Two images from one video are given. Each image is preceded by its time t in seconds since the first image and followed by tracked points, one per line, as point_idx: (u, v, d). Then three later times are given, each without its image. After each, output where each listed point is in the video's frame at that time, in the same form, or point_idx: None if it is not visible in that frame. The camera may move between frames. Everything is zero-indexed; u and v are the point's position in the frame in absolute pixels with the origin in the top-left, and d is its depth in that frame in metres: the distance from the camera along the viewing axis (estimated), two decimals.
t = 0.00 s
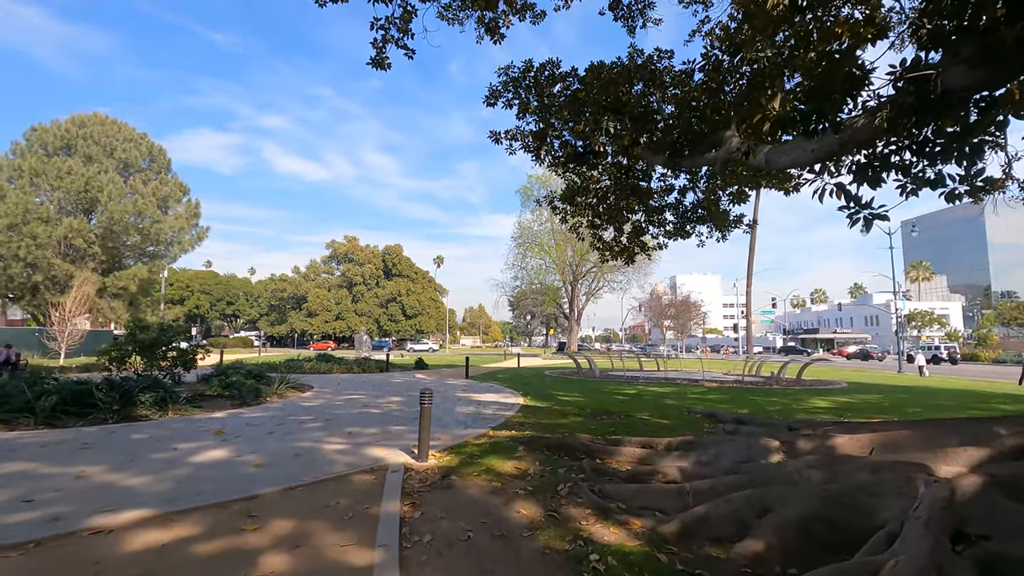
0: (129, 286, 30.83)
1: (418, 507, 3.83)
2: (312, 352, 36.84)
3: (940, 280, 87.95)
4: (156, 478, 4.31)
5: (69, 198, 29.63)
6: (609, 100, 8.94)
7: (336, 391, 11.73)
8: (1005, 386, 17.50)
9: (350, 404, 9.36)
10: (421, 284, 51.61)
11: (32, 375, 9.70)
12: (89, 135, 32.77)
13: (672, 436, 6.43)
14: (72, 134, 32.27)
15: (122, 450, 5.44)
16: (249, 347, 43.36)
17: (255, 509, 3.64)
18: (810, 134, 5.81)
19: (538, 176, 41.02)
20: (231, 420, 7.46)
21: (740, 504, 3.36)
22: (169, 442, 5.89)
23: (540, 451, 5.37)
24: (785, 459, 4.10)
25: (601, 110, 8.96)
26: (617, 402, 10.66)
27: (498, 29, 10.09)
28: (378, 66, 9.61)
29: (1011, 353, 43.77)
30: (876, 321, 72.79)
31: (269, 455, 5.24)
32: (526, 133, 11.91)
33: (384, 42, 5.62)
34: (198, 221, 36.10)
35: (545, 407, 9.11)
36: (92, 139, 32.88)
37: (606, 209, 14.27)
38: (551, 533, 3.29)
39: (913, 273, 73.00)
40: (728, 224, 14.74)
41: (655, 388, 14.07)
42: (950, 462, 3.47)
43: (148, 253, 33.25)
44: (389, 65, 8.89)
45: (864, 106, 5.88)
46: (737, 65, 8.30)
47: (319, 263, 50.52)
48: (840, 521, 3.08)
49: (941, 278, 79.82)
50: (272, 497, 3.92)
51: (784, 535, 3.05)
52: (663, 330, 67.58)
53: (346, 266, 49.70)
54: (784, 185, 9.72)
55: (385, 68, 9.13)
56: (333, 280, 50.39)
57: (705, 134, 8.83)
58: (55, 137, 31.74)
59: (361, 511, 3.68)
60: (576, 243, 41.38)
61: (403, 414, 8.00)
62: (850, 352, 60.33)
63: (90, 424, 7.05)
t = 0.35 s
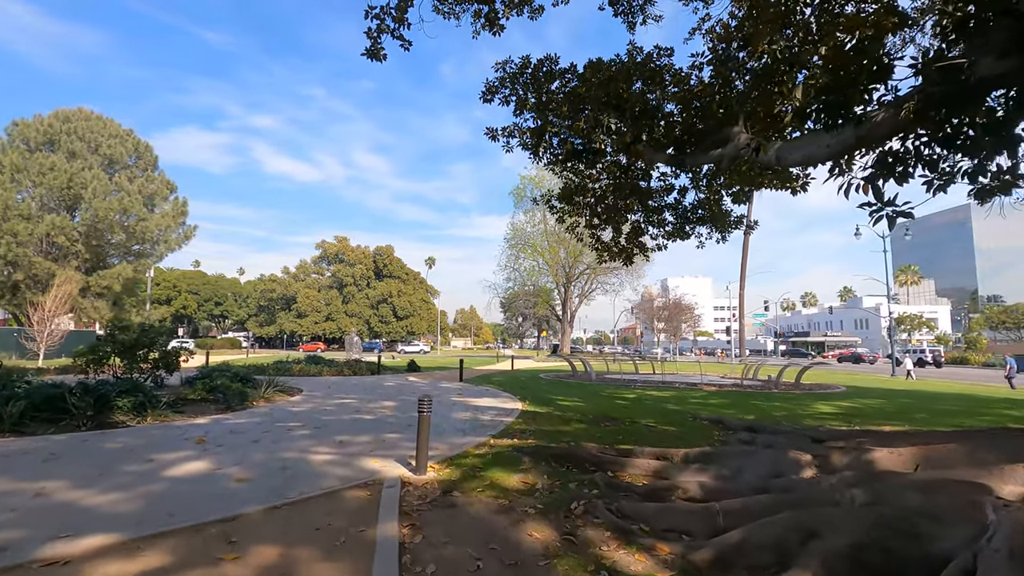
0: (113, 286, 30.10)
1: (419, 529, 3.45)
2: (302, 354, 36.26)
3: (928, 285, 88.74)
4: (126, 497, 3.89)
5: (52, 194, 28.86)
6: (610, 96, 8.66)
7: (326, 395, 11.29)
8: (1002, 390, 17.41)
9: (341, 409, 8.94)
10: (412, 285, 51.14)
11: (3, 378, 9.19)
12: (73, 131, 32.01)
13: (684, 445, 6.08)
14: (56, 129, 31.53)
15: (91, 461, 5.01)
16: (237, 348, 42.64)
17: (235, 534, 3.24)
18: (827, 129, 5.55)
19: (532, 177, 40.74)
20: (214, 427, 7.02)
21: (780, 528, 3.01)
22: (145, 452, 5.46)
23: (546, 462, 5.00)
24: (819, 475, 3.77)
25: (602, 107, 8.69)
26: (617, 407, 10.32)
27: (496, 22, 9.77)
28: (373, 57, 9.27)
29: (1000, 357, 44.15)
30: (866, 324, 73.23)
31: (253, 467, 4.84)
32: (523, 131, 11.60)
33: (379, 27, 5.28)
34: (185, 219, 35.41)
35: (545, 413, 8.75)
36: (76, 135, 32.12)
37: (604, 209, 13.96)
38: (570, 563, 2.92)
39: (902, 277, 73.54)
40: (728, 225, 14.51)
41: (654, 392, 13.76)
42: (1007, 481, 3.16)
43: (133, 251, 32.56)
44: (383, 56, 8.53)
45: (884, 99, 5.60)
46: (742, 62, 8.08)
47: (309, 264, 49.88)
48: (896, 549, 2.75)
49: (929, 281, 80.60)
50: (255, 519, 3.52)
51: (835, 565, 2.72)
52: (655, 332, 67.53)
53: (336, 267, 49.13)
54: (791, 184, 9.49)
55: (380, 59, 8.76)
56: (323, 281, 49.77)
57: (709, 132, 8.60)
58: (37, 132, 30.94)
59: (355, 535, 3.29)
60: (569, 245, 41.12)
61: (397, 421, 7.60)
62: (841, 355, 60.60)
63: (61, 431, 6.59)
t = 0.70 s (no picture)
0: (105, 287, 29.58)
1: (432, 548, 3.13)
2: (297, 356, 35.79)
3: (922, 286, 89.03)
4: (109, 513, 3.54)
5: (42, 194, 28.32)
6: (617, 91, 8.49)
7: (323, 398, 10.93)
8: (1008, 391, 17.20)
9: (339, 414, 8.59)
10: (408, 287, 50.77)
11: None
12: (64, 129, 31.48)
13: (704, 452, 5.77)
14: (46, 127, 31.00)
15: (72, 471, 4.65)
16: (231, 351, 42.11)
17: (229, 556, 2.91)
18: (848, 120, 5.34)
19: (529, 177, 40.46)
20: (206, 433, 6.66)
21: (838, 548, 2.71)
22: (132, 461, 5.10)
23: (563, 471, 4.70)
24: (867, 487, 3.47)
25: (610, 102, 8.50)
26: (624, 410, 10.00)
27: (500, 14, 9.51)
28: (372, 49, 8.92)
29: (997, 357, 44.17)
30: (861, 325, 73.29)
31: (249, 478, 4.49)
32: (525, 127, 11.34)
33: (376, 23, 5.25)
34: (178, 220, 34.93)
35: (552, 417, 8.41)
36: (66, 133, 31.57)
37: (609, 207, 13.68)
38: None
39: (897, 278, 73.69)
40: (733, 224, 14.25)
41: (659, 395, 13.46)
42: None
43: (125, 252, 32.04)
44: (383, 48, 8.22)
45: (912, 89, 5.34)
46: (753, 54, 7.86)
47: (304, 265, 49.41)
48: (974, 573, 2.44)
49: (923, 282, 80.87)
50: (252, 538, 3.18)
51: None
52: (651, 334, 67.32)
53: (332, 268, 48.69)
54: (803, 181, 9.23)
55: (380, 51, 8.43)
56: (318, 282, 49.28)
57: (719, 126, 8.41)
58: (27, 131, 30.37)
59: (363, 557, 2.96)
60: (566, 245, 40.84)
61: (400, 426, 7.25)
62: (838, 356, 60.56)
63: (44, 438, 6.21)
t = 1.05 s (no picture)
0: (99, 288, 29.19)
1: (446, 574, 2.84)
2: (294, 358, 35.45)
3: (920, 288, 89.09)
4: (92, 534, 3.24)
5: (36, 193, 27.94)
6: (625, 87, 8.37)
7: (322, 402, 10.62)
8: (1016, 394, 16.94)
9: (339, 418, 8.28)
10: (406, 288, 50.49)
11: None
12: (58, 128, 31.11)
13: (725, 461, 5.49)
14: (40, 126, 30.61)
15: (54, 483, 4.34)
16: (227, 352, 41.71)
17: None
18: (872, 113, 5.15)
19: (528, 177, 40.23)
20: (199, 441, 6.34)
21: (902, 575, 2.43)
22: (120, 472, 4.80)
23: (581, 482, 4.42)
24: (920, 507, 3.18)
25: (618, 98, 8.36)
26: (632, 414, 9.72)
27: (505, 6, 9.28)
28: (375, 43, 8.63)
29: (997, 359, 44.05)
30: (860, 326, 73.23)
31: (245, 491, 4.20)
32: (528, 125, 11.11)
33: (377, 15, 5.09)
34: (175, 220, 34.58)
35: (560, 421, 8.11)
36: (61, 132, 31.19)
37: (613, 206, 13.44)
38: None
39: (896, 279, 73.68)
40: (741, 223, 13.97)
41: (665, 398, 13.16)
42: None
43: (121, 253, 31.62)
44: (386, 41, 7.95)
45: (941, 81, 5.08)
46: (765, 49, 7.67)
47: (301, 266, 49.07)
48: None
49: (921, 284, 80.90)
50: (247, 562, 2.88)
51: None
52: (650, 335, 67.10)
53: (329, 269, 48.37)
54: (817, 179, 8.97)
55: (383, 44, 8.13)
56: (315, 283, 48.92)
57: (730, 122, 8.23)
58: (21, 130, 29.99)
59: None
60: (566, 246, 40.58)
61: (403, 432, 6.94)
62: (837, 358, 60.46)
63: (27, 446, 5.89)
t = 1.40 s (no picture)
0: (90, 285, 28.64)
1: None
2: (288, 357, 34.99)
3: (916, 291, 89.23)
4: (60, 558, 2.86)
5: (26, 188, 27.38)
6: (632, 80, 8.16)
7: (317, 403, 10.22)
8: None
9: (335, 422, 7.88)
10: (402, 288, 50.07)
11: None
12: (49, 122, 30.52)
13: (749, 472, 5.15)
14: (30, 120, 30.01)
15: (24, 496, 3.94)
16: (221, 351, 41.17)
17: None
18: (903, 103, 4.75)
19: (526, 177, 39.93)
20: (187, 446, 5.93)
21: None
22: (99, 481, 4.41)
23: (602, 495, 4.06)
24: (993, 532, 2.84)
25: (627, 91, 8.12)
26: (641, 418, 9.36)
27: None
28: (374, 30, 8.22)
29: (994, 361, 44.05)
30: (856, 328, 73.25)
31: (235, 505, 3.81)
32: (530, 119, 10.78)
33: None
34: (168, 216, 34.09)
35: (567, 426, 7.75)
36: (52, 126, 30.61)
37: (618, 204, 13.11)
38: None
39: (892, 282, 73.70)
40: (748, 222, 13.70)
41: (671, 401, 12.81)
42: None
43: (113, 250, 30.95)
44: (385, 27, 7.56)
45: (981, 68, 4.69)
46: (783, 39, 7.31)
47: (296, 265, 48.56)
48: None
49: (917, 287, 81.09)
50: None
51: None
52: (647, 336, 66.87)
53: (324, 268, 47.88)
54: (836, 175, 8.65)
55: (382, 31, 7.73)
56: (310, 282, 48.40)
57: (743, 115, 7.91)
58: (10, 124, 29.39)
59: None
60: (564, 246, 40.27)
61: (403, 438, 6.54)
62: (833, 360, 60.42)
63: None
